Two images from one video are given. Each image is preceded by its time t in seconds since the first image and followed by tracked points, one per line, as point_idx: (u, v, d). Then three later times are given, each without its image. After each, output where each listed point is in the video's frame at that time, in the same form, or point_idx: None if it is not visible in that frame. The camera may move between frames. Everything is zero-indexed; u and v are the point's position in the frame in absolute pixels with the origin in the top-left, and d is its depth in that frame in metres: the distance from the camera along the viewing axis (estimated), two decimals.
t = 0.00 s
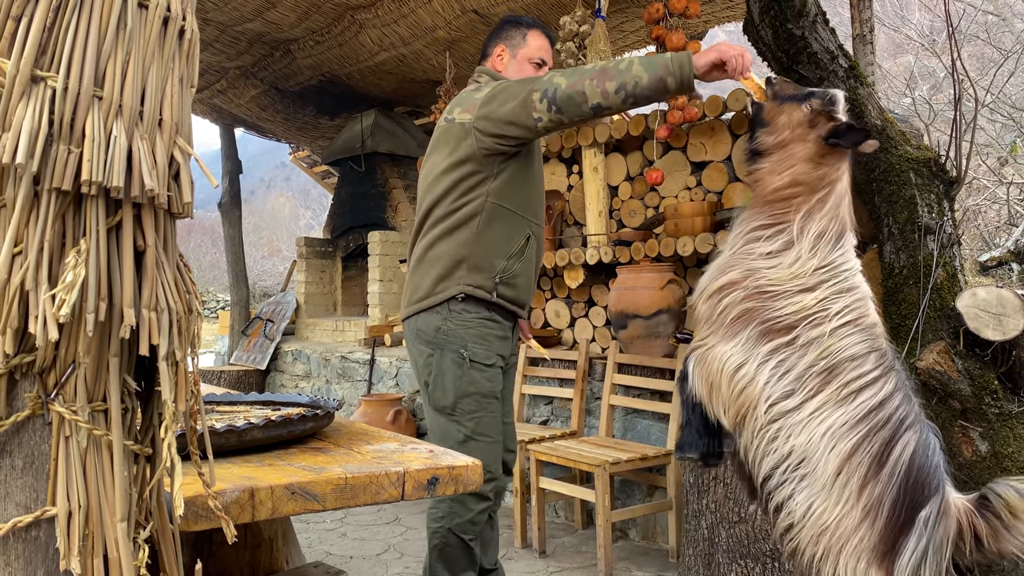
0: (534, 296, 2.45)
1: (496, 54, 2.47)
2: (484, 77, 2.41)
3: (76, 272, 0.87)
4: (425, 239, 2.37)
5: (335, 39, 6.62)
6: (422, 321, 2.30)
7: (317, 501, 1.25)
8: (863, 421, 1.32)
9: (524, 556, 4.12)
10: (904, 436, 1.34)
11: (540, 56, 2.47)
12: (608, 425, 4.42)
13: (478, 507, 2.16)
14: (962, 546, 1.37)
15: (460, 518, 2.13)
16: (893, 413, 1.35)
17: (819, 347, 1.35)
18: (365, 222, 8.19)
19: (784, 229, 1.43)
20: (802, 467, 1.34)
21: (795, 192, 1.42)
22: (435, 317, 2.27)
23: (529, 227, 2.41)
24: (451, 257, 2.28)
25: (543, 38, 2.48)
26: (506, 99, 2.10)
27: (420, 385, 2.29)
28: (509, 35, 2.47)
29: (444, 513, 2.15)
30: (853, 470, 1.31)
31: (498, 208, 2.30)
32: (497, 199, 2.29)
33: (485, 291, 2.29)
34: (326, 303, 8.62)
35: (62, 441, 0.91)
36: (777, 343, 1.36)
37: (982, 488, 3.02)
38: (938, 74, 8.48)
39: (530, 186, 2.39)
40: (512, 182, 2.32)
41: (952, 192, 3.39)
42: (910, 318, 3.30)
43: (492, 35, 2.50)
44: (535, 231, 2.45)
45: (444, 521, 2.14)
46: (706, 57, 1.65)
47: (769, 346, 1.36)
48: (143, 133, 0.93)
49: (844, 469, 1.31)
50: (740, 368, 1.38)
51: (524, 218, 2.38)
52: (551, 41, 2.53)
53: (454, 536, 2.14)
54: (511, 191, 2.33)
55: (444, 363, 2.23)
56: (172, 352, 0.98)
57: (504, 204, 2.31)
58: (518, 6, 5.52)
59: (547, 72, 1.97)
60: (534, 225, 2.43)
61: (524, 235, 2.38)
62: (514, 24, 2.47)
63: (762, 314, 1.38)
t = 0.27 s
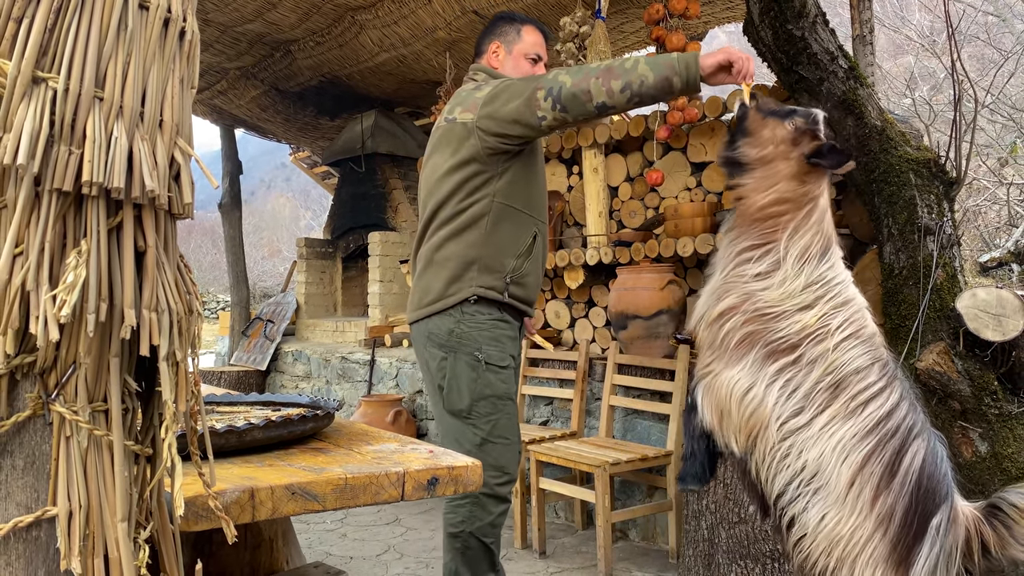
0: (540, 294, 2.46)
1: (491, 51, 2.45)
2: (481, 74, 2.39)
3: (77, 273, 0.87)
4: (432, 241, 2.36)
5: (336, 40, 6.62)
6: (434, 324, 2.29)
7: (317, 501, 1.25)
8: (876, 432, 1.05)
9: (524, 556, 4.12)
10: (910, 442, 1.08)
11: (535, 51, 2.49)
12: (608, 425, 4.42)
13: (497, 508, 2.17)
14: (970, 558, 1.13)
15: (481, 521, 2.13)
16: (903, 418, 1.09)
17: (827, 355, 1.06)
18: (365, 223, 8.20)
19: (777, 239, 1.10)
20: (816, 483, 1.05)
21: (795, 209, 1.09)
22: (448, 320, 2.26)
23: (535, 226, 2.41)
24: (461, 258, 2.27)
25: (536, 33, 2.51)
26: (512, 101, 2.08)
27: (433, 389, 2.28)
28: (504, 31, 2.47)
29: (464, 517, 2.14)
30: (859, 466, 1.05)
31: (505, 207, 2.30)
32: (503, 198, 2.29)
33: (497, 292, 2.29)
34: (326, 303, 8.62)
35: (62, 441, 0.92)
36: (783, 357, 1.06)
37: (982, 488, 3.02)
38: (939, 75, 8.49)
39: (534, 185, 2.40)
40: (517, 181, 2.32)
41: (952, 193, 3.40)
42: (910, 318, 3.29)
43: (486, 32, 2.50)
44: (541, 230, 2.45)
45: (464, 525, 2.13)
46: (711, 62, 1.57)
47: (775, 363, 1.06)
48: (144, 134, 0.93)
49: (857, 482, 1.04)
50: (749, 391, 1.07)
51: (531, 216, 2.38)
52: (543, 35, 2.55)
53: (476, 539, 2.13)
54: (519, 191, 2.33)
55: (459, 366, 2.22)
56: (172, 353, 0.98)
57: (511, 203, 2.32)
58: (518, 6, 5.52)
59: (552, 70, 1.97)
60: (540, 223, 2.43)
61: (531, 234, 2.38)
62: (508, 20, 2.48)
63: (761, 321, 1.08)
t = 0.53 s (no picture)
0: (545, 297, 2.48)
1: (493, 46, 2.46)
2: (485, 69, 2.35)
3: (78, 274, 0.87)
4: (437, 241, 2.35)
5: (336, 41, 6.62)
6: (438, 327, 2.28)
7: (317, 501, 1.26)
8: (879, 439, 1.15)
9: (524, 557, 4.13)
10: (900, 447, 1.18)
11: (538, 46, 2.49)
12: (608, 426, 4.42)
13: (497, 517, 2.17)
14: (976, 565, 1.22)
15: (481, 530, 2.14)
16: (905, 429, 1.19)
17: (828, 371, 1.16)
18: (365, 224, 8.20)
19: (798, 273, 1.20)
20: (820, 490, 1.14)
21: (820, 238, 1.20)
22: (452, 325, 2.25)
23: (541, 230, 2.41)
24: (467, 263, 2.27)
25: (538, 27, 2.51)
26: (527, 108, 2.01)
27: (435, 394, 2.27)
28: (506, 25, 2.47)
29: (465, 525, 2.15)
30: (859, 478, 1.14)
31: (512, 212, 2.29)
32: (510, 203, 2.29)
33: (504, 297, 2.29)
34: (326, 304, 8.63)
35: (63, 442, 0.92)
36: (785, 376, 1.16)
37: (981, 489, 3.03)
38: (939, 76, 8.51)
39: (540, 187, 2.39)
40: (524, 185, 2.31)
41: (952, 194, 3.40)
42: (910, 319, 3.30)
43: (487, 26, 2.49)
44: (545, 232, 2.46)
45: (464, 533, 2.14)
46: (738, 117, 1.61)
47: (777, 384, 1.15)
48: (144, 135, 0.94)
49: (858, 489, 1.14)
50: (755, 412, 1.16)
51: (537, 220, 2.38)
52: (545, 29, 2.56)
53: (477, 547, 2.15)
54: (526, 195, 2.32)
55: (462, 372, 2.22)
56: (173, 354, 0.98)
57: (518, 209, 2.30)
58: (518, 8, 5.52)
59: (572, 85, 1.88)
60: (545, 225, 2.43)
61: (538, 237, 2.39)
62: (509, 14, 2.48)
63: (769, 350, 1.17)
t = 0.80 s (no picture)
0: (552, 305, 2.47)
1: (516, 42, 2.42)
2: (505, 66, 2.31)
3: (77, 274, 0.87)
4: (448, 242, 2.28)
5: (335, 42, 6.62)
6: (448, 331, 2.24)
7: (316, 502, 1.26)
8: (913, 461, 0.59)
9: (523, 558, 4.13)
10: (961, 462, 0.60)
11: (560, 47, 2.48)
12: (607, 427, 4.42)
13: (505, 522, 2.18)
14: None
15: (489, 535, 2.14)
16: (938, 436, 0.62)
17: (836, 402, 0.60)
18: (365, 224, 8.20)
19: (788, 295, 0.62)
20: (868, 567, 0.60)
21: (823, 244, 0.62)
22: (464, 329, 2.22)
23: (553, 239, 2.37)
24: (480, 270, 2.22)
25: (563, 28, 2.50)
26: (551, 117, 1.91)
27: (444, 399, 2.24)
28: (530, 23, 2.44)
29: (472, 531, 2.14)
30: (913, 526, 0.58)
31: (527, 220, 2.24)
32: (527, 211, 2.23)
33: (518, 305, 2.27)
34: (325, 305, 8.63)
35: (62, 442, 0.92)
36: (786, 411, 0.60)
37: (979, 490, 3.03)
38: (937, 77, 8.54)
39: (557, 194, 2.33)
40: (542, 192, 2.26)
41: (950, 195, 3.41)
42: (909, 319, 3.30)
43: (511, 21, 2.46)
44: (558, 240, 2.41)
45: (472, 539, 2.13)
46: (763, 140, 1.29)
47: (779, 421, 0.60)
48: (144, 136, 0.93)
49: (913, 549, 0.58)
50: (754, 460, 0.61)
51: (551, 227, 2.33)
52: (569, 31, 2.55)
53: (485, 552, 2.14)
54: (543, 203, 2.27)
55: (474, 378, 2.20)
56: (172, 354, 0.98)
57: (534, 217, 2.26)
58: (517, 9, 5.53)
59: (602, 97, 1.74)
60: (558, 232, 2.39)
61: (550, 245, 2.35)
62: (535, 11, 2.46)
63: (753, 382, 0.61)
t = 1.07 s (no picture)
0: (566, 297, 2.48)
1: (512, 38, 2.42)
2: (498, 61, 2.32)
3: (76, 275, 0.87)
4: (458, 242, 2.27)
5: (333, 43, 6.62)
6: (459, 332, 2.22)
7: (315, 503, 1.26)
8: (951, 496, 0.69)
9: (521, 558, 4.13)
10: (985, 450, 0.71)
11: (558, 43, 2.47)
12: (605, 428, 4.42)
13: (509, 526, 2.17)
14: None
15: (493, 538, 2.13)
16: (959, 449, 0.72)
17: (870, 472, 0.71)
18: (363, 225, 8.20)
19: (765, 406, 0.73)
20: None
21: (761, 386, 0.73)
22: (476, 331, 2.19)
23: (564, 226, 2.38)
24: (493, 267, 2.21)
25: (560, 23, 2.49)
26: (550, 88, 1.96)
27: (453, 401, 2.22)
28: (526, 18, 2.44)
29: (476, 533, 2.14)
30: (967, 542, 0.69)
31: (536, 210, 2.25)
32: (536, 200, 2.25)
33: (531, 300, 2.27)
34: (323, 305, 8.62)
35: (61, 443, 0.92)
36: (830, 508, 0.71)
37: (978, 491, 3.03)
38: (935, 79, 8.57)
39: (561, 184, 2.35)
40: (547, 182, 2.27)
41: (948, 196, 3.41)
42: (907, 321, 3.31)
43: (507, 16, 2.45)
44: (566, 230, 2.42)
45: (475, 542, 2.13)
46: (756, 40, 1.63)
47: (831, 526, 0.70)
48: (143, 137, 0.94)
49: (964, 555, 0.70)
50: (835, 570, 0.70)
51: (559, 217, 2.34)
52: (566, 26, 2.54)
53: (488, 555, 2.13)
54: (549, 193, 2.29)
55: (485, 381, 2.18)
56: (171, 355, 0.98)
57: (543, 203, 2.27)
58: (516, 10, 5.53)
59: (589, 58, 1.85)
60: (565, 223, 2.40)
61: (559, 236, 2.35)
62: (532, 6, 2.45)
63: (775, 489, 0.70)
